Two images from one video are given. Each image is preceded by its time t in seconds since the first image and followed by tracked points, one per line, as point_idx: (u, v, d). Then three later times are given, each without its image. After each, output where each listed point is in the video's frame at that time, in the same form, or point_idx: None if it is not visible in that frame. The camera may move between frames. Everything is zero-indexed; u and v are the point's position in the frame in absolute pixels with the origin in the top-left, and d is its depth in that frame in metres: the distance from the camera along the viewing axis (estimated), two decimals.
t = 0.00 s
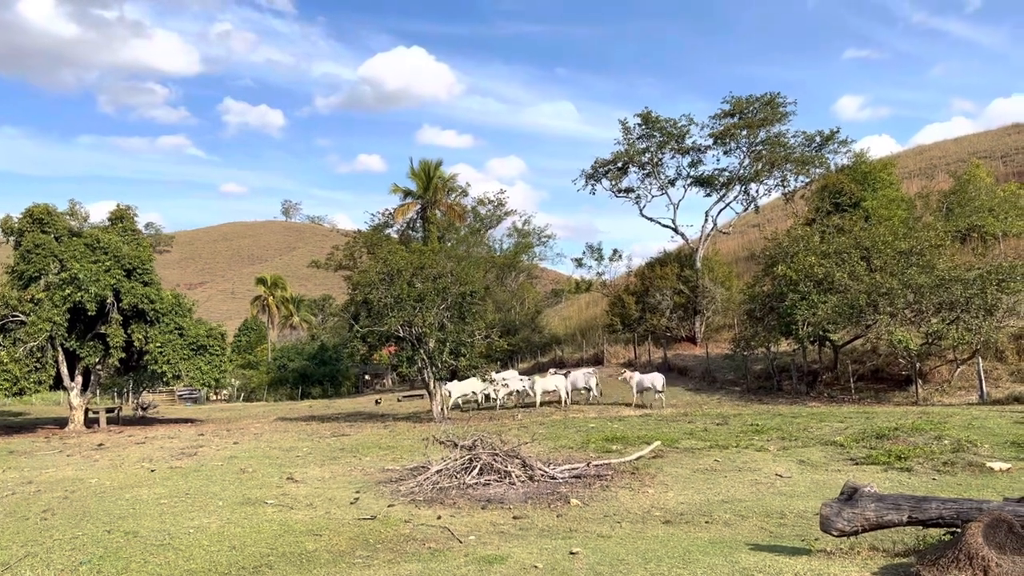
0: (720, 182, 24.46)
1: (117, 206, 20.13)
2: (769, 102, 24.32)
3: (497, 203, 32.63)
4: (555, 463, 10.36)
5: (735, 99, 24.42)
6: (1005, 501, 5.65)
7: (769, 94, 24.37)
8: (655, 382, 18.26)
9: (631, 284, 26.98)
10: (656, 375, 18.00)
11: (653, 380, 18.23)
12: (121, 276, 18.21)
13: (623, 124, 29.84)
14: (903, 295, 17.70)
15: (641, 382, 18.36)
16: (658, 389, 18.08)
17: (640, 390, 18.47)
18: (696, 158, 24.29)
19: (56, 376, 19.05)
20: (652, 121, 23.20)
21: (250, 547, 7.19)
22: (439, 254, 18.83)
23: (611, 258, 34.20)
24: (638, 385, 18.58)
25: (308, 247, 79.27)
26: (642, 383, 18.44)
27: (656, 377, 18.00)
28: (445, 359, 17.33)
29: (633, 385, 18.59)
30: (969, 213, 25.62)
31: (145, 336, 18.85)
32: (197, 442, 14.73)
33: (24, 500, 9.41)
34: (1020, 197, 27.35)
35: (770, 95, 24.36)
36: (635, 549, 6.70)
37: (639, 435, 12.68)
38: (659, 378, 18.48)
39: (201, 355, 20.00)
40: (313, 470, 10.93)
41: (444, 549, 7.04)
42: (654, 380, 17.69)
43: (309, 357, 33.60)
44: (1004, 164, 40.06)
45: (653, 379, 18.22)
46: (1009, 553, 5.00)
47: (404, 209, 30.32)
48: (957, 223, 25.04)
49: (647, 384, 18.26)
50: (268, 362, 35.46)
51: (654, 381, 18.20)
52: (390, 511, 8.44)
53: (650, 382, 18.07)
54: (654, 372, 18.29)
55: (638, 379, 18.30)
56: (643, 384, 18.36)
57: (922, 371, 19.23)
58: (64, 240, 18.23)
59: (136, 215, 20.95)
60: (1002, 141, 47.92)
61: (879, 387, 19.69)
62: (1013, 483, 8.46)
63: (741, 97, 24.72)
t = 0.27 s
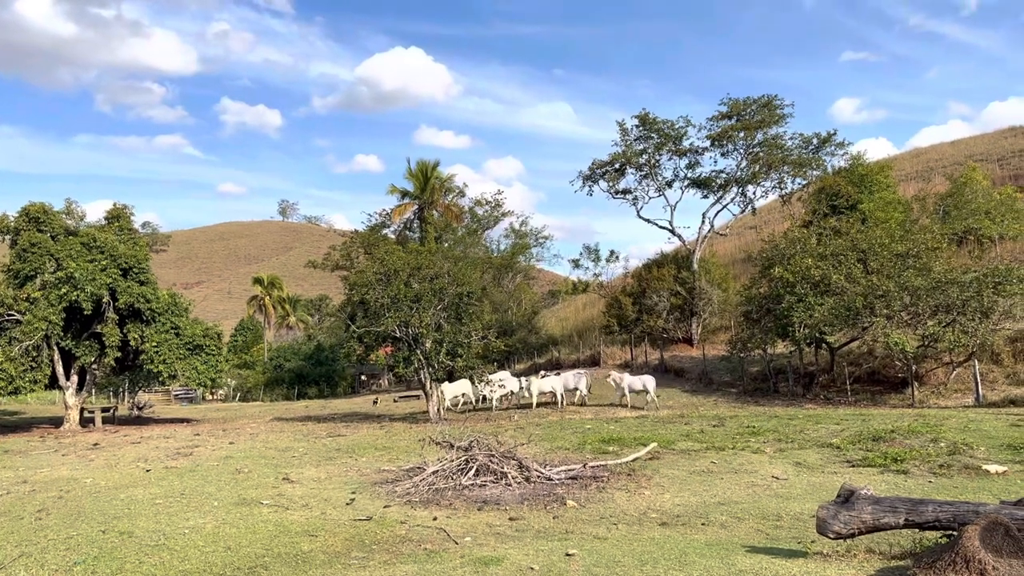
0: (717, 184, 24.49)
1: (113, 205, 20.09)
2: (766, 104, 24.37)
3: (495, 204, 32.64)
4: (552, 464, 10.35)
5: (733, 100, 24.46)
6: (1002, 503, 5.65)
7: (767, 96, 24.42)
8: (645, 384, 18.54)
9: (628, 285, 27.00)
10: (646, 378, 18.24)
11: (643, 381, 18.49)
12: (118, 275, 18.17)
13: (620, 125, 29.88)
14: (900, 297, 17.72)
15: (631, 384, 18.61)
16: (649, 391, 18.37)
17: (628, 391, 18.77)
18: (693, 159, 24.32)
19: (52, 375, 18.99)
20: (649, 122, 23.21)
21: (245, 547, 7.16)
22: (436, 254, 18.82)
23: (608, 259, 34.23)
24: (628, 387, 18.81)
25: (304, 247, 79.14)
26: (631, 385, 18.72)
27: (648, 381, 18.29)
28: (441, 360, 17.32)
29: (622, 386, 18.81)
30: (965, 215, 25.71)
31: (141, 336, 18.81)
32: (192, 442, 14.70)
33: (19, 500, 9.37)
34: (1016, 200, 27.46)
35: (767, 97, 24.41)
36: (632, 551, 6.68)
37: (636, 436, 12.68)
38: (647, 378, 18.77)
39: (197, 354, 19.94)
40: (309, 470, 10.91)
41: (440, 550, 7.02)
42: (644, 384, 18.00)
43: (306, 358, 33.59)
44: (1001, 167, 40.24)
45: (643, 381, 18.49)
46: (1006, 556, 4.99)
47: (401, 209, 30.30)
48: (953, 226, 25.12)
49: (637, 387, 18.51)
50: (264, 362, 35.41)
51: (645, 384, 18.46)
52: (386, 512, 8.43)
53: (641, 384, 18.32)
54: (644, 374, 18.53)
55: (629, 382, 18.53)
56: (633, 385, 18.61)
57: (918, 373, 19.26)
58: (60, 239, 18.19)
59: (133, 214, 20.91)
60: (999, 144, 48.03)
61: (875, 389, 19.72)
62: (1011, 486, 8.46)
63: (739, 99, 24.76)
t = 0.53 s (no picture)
0: (714, 186, 24.50)
1: (110, 203, 20.02)
2: (764, 106, 24.39)
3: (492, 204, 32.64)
4: (548, 465, 10.33)
5: (730, 102, 24.48)
6: (999, 506, 5.64)
7: (765, 98, 24.45)
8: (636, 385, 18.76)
9: (625, 286, 27.02)
10: (638, 377, 18.51)
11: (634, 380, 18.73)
12: (114, 274, 18.11)
13: (618, 126, 29.87)
14: (897, 299, 17.73)
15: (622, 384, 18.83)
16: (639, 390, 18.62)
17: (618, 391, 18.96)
18: (691, 160, 24.32)
19: (47, 374, 18.92)
20: (647, 124, 23.21)
21: (240, 548, 7.13)
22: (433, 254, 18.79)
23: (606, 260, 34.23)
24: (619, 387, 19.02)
25: (302, 246, 79.02)
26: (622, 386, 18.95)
27: (639, 380, 18.55)
28: (438, 360, 17.30)
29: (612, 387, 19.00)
30: (961, 218, 25.79)
31: (137, 334, 18.74)
32: (188, 441, 14.65)
33: (13, 499, 9.33)
34: (1013, 203, 27.55)
35: (765, 99, 24.44)
36: (628, 552, 6.68)
37: (632, 438, 12.67)
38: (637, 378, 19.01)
39: (193, 354, 19.89)
40: (305, 470, 10.88)
41: (436, 551, 7.00)
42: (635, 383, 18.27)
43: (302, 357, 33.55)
44: (998, 170, 40.38)
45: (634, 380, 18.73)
46: (1002, 560, 4.98)
47: (399, 209, 30.27)
48: (950, 228, 25.18)
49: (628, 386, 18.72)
50: (260, 362, 35.34)
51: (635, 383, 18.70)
52: (382, 512, 8.40)
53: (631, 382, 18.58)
54: (634, 373, 18.76)
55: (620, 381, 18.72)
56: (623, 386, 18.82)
57: (914, 375, 19.28)
58: (56, 237, 18.13)
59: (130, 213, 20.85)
60: (997, 147, 48.18)
61: (872, 391, 19.73)
62: (1007, 489, 8.45)
63: (737, 100, 24.78)
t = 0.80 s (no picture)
0: (710, 187, 24.53)
1: (105, 202, 19.95)
2: (760, 108, 24.44)
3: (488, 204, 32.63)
4: (543, 466, 10.32)
5: (727, 103, 24.52)
6: (993, 508, 5.65)
7: (761, 100, 24.49)
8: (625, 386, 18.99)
9: (621, 286, 27.05)
10: (627, 378, 18.74)
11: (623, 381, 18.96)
12: (109, 273, 18.04)
13: (614, 126, 29.87)
14: (892, 301, 17.77)
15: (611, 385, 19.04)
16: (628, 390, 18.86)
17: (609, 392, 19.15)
18: (687, 162, 24.34)
19: (42, 372, 18.85)
20: (643, 124, 23.22)
21: (235, 548, 7.11)
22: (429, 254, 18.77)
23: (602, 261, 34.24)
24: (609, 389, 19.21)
25: (297, 245, 78.91)
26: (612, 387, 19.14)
27: (629, 380, 18.78)
28: (434, 360, 17.28)
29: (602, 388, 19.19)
30: (956, 220, 25.89)
31: (132, 334, 18.68)
32: (182, 440, 14.60)
33: (6, 498, 9.28)
34: (1007, 205, 27.66)
35: (761, 100, 24.48)
36: (623, 553, 6.68)
37: (628, 438, 12.67)
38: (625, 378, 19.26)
39: (188, 353, 19.84)
40: (300, 470, 10.86)
41: (431, 551, 6.99)
42: (624, 382, 18.52)
43: (297, 357, 33.51)
44: (993, 172, 40.59)
45: (623, 380, 18.94)
46: (997, 561, 4.98)
47: (394, 209, 30.23)
48: (945, 230, 25.27)
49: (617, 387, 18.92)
50: (256, 361, 35.28)
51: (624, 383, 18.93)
52: (377, 512, 8.39)
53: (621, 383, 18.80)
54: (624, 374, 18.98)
55: (609, 382, 18.91)
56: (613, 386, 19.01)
57: (909, 377, 19.34)
58: (51, 235, 18.06)
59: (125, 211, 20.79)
60: (991, 150, 48.38)
61: (867, 393, 19.77)
62: (1001, 491, 8.48)
63: (733, 102, 24.81)
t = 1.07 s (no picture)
0: (704, 187, 24.59)
1: (97, 200, 19.85)
2: (753, 108, 24.52)
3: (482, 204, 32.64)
4: (536, 465, 10.32)
5: (720, 104, 24.58)
6: (983, 508, 5.68)
7: (754, 101, 24.57)
8: (614, 385, 19.14)
9: (615, 286, 27.10)
10: (616, 377, 18.89)
11: (612, 380, 19.10)
12: (101, 271, 17.96)
13: (608, 126, 29.86)
14: (885, 302, 17.85)
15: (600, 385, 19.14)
16: (617, 389, 19.02)
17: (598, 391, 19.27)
18: (681, 162, 24.39)
19: (32, 370, 18.75)
20: (637, 125, 23.25)
21: (226, 546, 7.08)
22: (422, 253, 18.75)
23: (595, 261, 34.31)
24: (598, 388, 19.33)
25: (290, 244, 78.74)
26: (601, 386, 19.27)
27: (618, 380, 18.95)
28: (427, 359, 17.27)
29: (591, 388, 19.30)
30: (948, 222, 26.06)
31: (124, 332, 18.60)
32: (174, 439, 14.55)
33: None
34: (999, 206, 27.85)
35: (755, 101, 24.57)
36: (614, 552, 6.68)
37: (621, 438, 12.68)
38: (614, 378, 19.42)
39: (181, 351, 19.76)
40: (293, 469, 10.84)
41: (423, 550, 6.98)
42: (613, 382, 18.68)
43: (290, 356, 33.45)
44: (984, 174, 40.89)
45: (612, 380, 19.08)
46: (987, 561, 5.00)
47: (388, 208, 30.19)
48: (937, 231, 25.42)
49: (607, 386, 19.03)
50: (248, 360, 35.18)
51: (613, 383, 19.08)
52: (369, 511, 8.37)
53: (610, 382, 18.94)
54: (612, 374, 19.10)
55: (599, 382, 19.03)
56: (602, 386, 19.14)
57: (901, 378, 19.44)
58: (43, 233, 17.97)
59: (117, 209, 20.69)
60: (983, 152, 48.62)
61: (859, 393, 19.84)
62: (991, 491, 8.53)
63: (726, 103, 24.88)
